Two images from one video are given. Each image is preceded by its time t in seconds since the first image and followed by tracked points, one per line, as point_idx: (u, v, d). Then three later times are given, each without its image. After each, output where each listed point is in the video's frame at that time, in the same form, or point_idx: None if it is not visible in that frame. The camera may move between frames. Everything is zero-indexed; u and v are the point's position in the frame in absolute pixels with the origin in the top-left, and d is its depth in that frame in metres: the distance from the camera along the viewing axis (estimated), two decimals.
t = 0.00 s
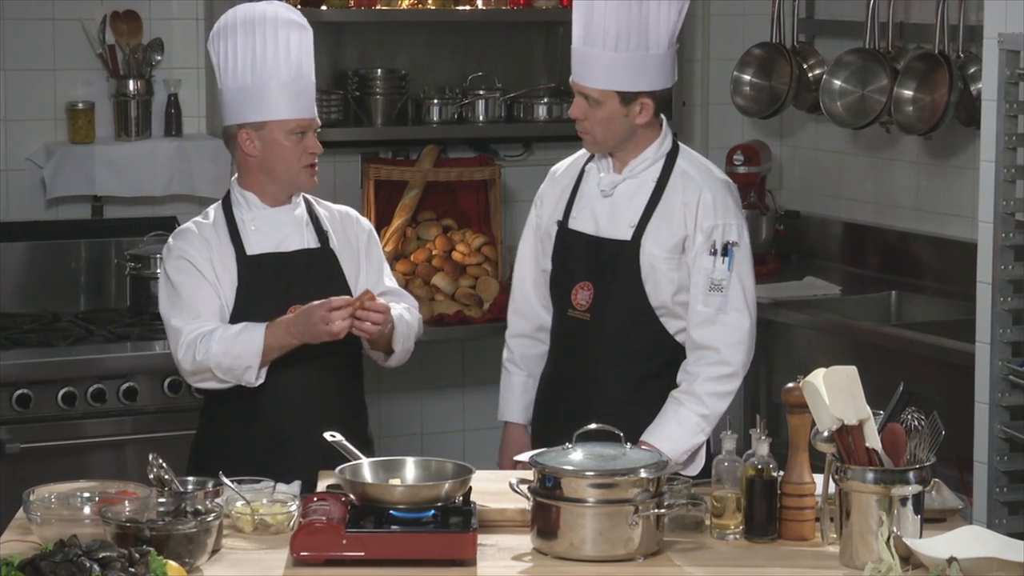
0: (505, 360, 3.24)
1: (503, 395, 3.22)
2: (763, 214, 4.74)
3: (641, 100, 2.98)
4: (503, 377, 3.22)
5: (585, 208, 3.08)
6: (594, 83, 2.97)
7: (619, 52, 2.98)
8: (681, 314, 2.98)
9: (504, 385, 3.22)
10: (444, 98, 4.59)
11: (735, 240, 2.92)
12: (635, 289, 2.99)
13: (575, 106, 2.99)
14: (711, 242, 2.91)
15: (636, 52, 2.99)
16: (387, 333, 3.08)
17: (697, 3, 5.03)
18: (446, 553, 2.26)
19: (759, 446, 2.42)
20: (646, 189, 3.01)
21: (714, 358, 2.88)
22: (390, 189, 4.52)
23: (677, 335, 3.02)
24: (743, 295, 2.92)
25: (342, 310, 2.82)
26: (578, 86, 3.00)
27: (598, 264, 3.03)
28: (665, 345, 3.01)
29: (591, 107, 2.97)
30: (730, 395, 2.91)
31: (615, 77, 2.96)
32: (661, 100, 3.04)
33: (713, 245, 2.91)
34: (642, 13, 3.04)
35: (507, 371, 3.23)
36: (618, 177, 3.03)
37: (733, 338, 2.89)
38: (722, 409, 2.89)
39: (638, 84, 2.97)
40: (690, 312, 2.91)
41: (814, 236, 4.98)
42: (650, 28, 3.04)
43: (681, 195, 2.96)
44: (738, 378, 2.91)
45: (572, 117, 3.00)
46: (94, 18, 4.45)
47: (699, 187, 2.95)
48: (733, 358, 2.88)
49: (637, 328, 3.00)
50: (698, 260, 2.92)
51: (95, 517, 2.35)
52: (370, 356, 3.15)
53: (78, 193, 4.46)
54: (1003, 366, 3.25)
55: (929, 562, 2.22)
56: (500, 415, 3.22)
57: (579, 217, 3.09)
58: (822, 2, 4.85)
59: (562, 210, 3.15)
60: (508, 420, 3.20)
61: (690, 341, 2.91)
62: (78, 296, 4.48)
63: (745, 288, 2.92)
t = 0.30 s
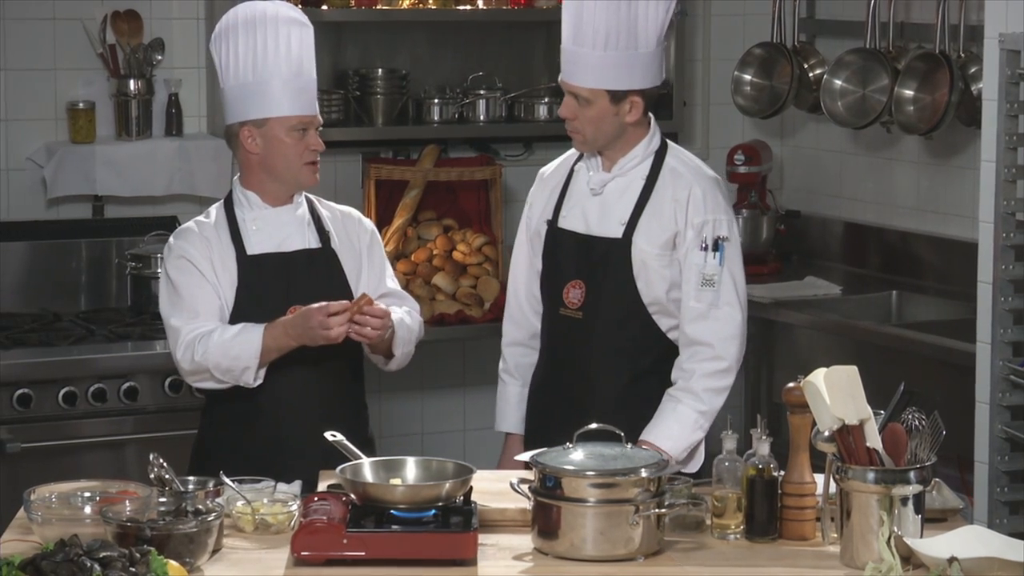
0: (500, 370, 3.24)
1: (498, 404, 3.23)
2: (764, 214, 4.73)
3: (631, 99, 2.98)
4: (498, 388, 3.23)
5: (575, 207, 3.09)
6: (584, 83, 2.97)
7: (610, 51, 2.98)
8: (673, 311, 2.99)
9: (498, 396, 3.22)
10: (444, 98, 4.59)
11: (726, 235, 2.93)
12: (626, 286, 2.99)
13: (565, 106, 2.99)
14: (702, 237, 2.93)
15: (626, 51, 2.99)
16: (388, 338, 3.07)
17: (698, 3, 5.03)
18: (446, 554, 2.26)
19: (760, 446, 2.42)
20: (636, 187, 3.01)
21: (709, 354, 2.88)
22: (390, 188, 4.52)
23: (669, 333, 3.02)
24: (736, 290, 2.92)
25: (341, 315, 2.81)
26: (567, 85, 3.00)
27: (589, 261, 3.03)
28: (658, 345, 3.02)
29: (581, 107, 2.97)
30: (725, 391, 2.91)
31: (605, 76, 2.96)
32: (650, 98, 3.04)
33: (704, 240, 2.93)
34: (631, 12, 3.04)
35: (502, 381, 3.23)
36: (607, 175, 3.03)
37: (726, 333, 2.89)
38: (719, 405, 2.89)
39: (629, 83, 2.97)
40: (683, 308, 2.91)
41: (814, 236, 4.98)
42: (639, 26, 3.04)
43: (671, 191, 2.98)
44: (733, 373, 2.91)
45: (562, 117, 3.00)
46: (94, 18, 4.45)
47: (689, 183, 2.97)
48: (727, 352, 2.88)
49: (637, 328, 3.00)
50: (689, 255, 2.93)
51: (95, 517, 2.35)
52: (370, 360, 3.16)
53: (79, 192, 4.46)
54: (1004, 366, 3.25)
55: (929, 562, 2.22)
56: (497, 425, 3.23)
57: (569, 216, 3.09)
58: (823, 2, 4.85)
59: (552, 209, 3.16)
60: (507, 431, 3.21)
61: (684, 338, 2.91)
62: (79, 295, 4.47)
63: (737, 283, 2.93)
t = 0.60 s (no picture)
0: (500, 373, 3.22)
1: (499, 409, 3.21)
2: (768, 216, 4.72)
3: (629, 99, 2.98)
4: (498, 391, 3.21)
5: (572, 208, 3.09)
6: (581, 82, 2.97)
7: (608, 49, 2.99)
8: (672, 312, 2.99)
9: (499, 400, 3.21)
10: (448, 99, 4.59)
11: (724, 235, 2.93)
12: (626, 288, 2.99)
13: (562, 106, 2.99)
14: (700, 238, 2.93)
15: (624, 50, 2.99)
16: (393, 340, 3.07)
17: (702, 5, 5.03)
18: (449, 556, 2.26)
19: (764, 448, 2.42)
20: (633, 188, 3.01)
21: (709, 354, 2.88)
22: (394, 190, 4.51)
23: (668, 334, 3.02)
24: (734, 289, 2.92)
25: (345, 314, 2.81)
26: (566, 85, 3.00)
27: (587, 262, 3.03)
28: (660, 345, 3.02)
29: (578, 106, 2.97)
30: (726, 391, 2.91)
31: (603, 74, 2.96)
32: (648, 98, 3.05)
33: (702, 240, 2.92)
34: (628, 12, 3.05)
35: (502, 384, 3.22)
36: (605, 176, 3.03)
37: (725, 332, 2.89)
38: (720, 406, 2.89)
39: (627, 82, 2.97)
40: (682, 308, 2.91)
41: (818, 238, 4.98)
42: (636, 26, 3.05)
43: (669, 192, 2.98)
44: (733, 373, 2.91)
45: (559, 117, 3.00)
46: (98, 20, 4.46)
47: (686, 183, 2.97)
48: (727, 352, 2.88)
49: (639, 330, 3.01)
50: (688, 255, 2.93)
51: (99, 518, 2.35)
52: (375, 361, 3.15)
53: (82, 194, 4.46)
54: (1008, 368, 3.25)
55: (932, 564, 2.23)
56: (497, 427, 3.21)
57: (566, 218, 3.09)
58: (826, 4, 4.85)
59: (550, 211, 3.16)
60: (506, 434, 3.19)
61: (684, 338, 2.91)
62: (82, 297, 4.47)
63: (735, 283, 2.93)
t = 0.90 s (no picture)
0: (501, 380, 3.23)
1: (502, 415, 3.21)
2: (770, 220, 4.73)
3: (628, 102, 2.98)
4: (501, 397, 3.21)
5: (572, 213, 3.08)
6: (581, 85, 2.97)
7: (607, 53, 2.99)
8: (673, 316, 2.99)
9: (502, 405, 3.21)
10: (450, 104, 4.59)
11: (724, 239, 2.94)
12: (626, 292, 2.99)
13: (562, 108, 2.99)
14: (700, 242, 2.93)
15: (624, 53, 3.00)
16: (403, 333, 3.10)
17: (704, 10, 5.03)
18: (452, 560, 2.26)
19: (766, 453, 2.42)
20: (633, 192, 3.01)
21: (710, 358, 2.88)
22: (396, 195, 4.48)
23: (669, 338, 3.02)
24: (734, 293, 2.92)
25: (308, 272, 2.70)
26: (565, 91, 3.00)
27: (587, 267, 3.03)
28: (661, 349, 3.02)
29: (578, 108, 2.97)
30: (728, 395, 2.91)
31: (603, 78, 2.97)
32: (649, 102, 3.05)
33: (702, 244, 2.93)
34: (629, 16, 3.05)
35: (505, 390, 3.23)
36: (604, 181, 3.03)
37: (726, 336, 2.89)
38: (722, 410, 2.88)
39: (627, 86, 2.98)
40: (682, 312, 2.91)
41: (820, 242, 4.98)
42: (637, 28, 3.05)
43: (668, 196, 2.98)
44: (735, 377, 2.91)
45: (559, 120, 3.00)
46: (101, 25, 4.47)
47: (686, 188, 2.97)
48: (728, 356, 2.88)
49: (641, 335, 3.01)
50: (688, 260, 2.93)
51: (102, 522, 2.36)
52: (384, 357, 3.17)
53: (85, 199, 4.46)
54: (1010, 374, 3.25)
55: (935, 570, 2.21)
56: (499, 433, 3.21)
57: (567, 223, 3.09)
58: (829, 8, 4.85)
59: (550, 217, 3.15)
60: (508, 440, 3.18)
61: (685, 342, 2.91)
62: (85, 301, 4.47)
63: (735, 287, 2.93)
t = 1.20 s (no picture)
0: (506, 382, 3.23)
1: (507, 416, 3.22)
2: (774, 221, 4.73)
3: (633, 104, 2.99)
4: (506, 399, 3.22)
5: (578, 215, 3.09)
6: (586, 87, 2.97)
7: (611, 54, 2.99)
8: (679, 317, 2.99)
9: (507, 407, 3.21)
10: (454, 105, 4.58)
11: (730, 239, 2.94)
12: (632, 294, 2.99)
13: (566, 112, 2.98)
14: (706, 243, 2.93)
15: (627, 55, 3.00)
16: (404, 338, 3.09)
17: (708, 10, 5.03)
18: (456, 560, 2.26)
19: (770, 454, 2.42)
20: (639, 194, 3.01)
21: (716, 360, 2.88)
22: (400, 197, 4.49)
23: (676, 339, 3.02)
24: (740, 294, 2.92)
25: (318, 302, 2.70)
26: (569, 93, 2.99)
27: (594, 270, 3.03)
28: (665, 350, 3.02)
29: (583, 112, 2.96)
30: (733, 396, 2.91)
31: (607, 79, 2.96)
32: (653, 103, 3.05)
33: (708, 246, 2.93)
34: (632, 16, 3.05)
35: (510, 392, 3.22)
36: (610, 183, 3.04)
37: (732, 337, 2.89)
38: (727, 411, 2.88)
39: (631, 87, 2.98)
40: (688, 313, 2.91)
41: (825, 243, 4.98)
42: (641, 31, 3.05)
43: (675, 197, 2.98)
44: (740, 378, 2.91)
45: (564, 123, 2.99)
46: (105, 25, 4.47)
47: (692, 189, 2.97)
48: (734, 358, 2.88)
49: (645, 336, 3.00)
50: (694, 261, 2.93)
51: (106, 523, 2.36)
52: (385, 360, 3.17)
53: (89, 200, 4.46)
54: (1015, 374, 3.24)
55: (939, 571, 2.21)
56: (505, 435, 3.21)
57: (573, 225, 3.09)
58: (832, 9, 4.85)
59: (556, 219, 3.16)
60: (514, 441, 3.19)
61: (691, 343, 2.91)
62: (89, 302, 4.47)
63: (741, 288, 2.93)
